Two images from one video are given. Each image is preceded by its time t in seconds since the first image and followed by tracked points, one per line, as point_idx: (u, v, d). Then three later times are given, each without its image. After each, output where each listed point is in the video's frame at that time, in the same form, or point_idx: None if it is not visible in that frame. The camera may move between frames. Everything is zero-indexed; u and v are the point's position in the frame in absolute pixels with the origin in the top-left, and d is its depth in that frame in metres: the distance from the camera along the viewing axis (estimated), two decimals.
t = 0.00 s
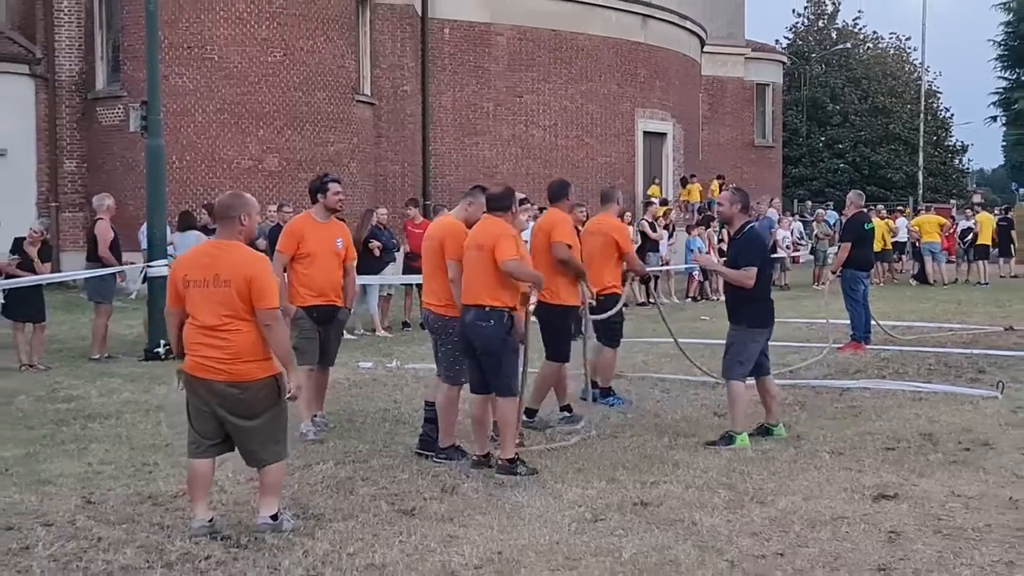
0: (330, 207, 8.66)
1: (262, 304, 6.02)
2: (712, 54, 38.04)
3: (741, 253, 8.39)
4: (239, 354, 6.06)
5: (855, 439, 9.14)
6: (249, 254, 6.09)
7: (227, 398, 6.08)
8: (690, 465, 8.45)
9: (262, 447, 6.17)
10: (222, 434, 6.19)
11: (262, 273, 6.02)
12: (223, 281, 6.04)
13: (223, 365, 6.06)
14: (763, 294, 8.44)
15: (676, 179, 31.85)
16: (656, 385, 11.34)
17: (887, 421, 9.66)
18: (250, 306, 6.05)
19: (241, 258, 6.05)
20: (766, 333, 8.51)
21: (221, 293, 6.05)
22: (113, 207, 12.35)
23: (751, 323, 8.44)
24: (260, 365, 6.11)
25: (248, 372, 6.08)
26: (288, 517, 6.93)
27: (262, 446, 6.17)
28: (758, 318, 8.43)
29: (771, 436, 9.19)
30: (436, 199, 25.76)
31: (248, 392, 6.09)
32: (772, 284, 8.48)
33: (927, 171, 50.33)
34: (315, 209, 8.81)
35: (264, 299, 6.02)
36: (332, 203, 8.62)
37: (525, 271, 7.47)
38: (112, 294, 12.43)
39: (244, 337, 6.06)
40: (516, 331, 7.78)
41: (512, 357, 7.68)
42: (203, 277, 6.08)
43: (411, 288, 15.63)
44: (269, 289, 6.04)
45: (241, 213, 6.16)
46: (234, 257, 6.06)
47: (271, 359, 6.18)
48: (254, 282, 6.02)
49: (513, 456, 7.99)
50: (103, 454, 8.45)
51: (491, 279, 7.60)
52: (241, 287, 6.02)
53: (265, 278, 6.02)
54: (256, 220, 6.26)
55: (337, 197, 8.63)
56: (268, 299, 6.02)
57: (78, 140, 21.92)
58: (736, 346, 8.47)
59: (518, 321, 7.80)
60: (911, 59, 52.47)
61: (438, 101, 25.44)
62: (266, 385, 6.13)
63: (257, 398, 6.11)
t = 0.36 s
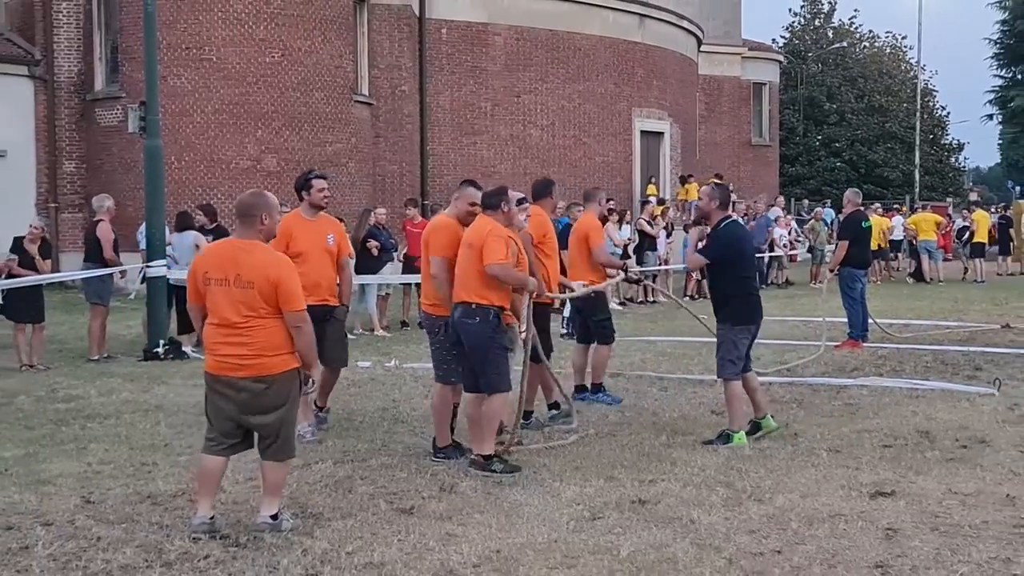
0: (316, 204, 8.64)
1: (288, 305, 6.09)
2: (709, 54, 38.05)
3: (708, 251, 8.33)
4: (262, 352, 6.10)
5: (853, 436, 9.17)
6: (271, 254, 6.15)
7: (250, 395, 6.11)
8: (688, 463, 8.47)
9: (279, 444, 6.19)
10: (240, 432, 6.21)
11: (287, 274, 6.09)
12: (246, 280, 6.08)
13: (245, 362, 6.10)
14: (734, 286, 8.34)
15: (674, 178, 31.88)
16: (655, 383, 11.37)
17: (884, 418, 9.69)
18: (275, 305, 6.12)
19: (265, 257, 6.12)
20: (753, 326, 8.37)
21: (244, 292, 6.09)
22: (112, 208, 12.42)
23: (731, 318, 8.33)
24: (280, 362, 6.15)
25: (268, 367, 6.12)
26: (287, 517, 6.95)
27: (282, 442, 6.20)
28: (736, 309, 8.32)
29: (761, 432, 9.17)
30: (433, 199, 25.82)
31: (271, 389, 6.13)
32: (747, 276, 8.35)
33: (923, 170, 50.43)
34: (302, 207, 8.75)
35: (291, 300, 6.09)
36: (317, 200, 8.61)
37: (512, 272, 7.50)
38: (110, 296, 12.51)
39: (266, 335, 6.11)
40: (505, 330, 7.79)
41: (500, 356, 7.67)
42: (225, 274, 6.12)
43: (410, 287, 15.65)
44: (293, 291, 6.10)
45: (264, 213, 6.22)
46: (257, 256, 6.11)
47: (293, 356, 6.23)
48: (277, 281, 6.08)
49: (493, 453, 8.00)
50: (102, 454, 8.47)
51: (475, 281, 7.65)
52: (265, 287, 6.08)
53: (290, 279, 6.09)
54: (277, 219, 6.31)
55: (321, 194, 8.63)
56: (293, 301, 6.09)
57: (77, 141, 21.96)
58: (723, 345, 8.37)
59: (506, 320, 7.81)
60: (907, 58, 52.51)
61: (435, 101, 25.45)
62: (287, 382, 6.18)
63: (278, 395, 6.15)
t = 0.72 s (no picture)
0: (313, 206, 8.54)
1: (298, 309, 6.09)
2: (704, 56, 38.06)
3: (691, 256, 8.33)
4: (268, 354, 6.09)
5: (847, 438, 9.18)
6: (283, 258, 6.13)
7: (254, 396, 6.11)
8: (683, 465, 8.47)
9: (278, 447, 6.17)
10: (243, 433, 6.21)
11: (298, 278, 6.09)
12: (256, 282, 6.08)
13: (251, 364, 6.09)
14: (723, 287, 8.34)
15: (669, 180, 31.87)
16: (649, 386, 11.36)
17: (879, 420, 9.71)
18: (285, 308, 6.12)
19: (277, 261, 6.11)
20: (745, 326, 8.37)
21: (253, 295, 6.08)
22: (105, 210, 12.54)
23: (723, 321, 8.33)
24: (285, 363, 6.15)
25: (272, 370, 6.11)
26: (283, 520, 6.94)
27: (287, 443, 6.19)
28: (729, 310, 8.32)
29: (759, 437, 9.13)
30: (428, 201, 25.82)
31: (275, 392, 6.12)
32: (734, 276, 8.35)
33: (918, 171, 50.53)
34: (298, 209, 8.64)
35: (301, 305, 6.09)
36: (313, 202, 8.53)
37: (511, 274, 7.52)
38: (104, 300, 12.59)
39: (274, 336, 6.11)
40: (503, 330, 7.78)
41: (494, 359, 7.69)
42: (235, 275, 6.12)
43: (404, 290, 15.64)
44: (304, 295, 6.10)
45: (276, 216, 6.21)
46: (269, 259, 6.11)
47: (298, 359, 6.22)
48: (286, 284, 6.07)
49: (480, 456, 8.00)
50: (97, 457, 8.46)
51: (474, 282, 7.63)
52: (275, 291, 6.08)
53: (301, 283, 6.09)
54: (290, 222, 6.30)
55: (319, 195, 8.53)
56: (304, 304, 6.09)
57: (71, 143, 21.93)
58: (718, 349, 8.38)
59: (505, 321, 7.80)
60: (901, 60, 52.53)
61: (430, 103, 25.47)
62: (291, 386, 6.17)
63: (282, 398, 6.14)
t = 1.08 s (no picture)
0: (317, 205, 8.45)
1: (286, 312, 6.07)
2: (697, 58, 38.10)
3: (697, 257, 8.31)
4: (257, 357, 6.08)
5: (839, 440, 9.19)
6: (275, 260, 6.12)
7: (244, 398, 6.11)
8: (675, 467, 8.47)
9: (267, 450, 6.16)
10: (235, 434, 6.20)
11: (287, 281, 6.07)
12: (247, 283, 6.07)
13: (241, 366, 6.09)
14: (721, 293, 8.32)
15: (662, 181, 31.89)
16: (641, 388, 11.37)
17: (871, 422, 9.72)
18: (274, 311, 6.10)
19: (268, 263, 6.10)
20: (738, 334, 8.39)
21: (245, 296, 6.08)
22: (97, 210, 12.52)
23: (715, 325, 8.35)
24: (275, 366, 6.13)
25: (262, 373, 6.10)
26: (275, 522, 6.93)
27: (276, 446, 6.16)
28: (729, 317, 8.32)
29: (753, 449, 8.89)
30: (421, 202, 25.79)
31: (265, 395, 6.11)
32: (736, 283, 8.32)
33: (910, 173, 50.69)
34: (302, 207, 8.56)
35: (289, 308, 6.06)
36: (321, 201, 8.44)
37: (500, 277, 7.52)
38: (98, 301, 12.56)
39: (263, 338, 6.09)
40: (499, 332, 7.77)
41: (491, 361, 7.65)
42: (228, 275, 6.12)
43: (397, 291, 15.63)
44: (293, 298, 6.07)
45: (273, 219, 6.22)
46: (261, 261, 6.10)
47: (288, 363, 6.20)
48: (277, 287, 6.06)
49: (473, 457, 8.00)
50: (87, 458, 8.44)
51: (468, 283, 7.62)
52: (265, 293, 6.07)
53: (289, 286, 6.06)
54: (289, 226, 6.30)
55: (326, 194, 8.42)
56: (291, 307, 6.05)
57: (63, 144, 21.87)
58: (707, 350, 8.35)
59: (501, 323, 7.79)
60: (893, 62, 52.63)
61: (423, 104, 25.45)
62: (280, 388, 6.15)
63: (271, 400, 6.12)
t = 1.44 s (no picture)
0: (294, 204, 8.29)
1: (263, 310, 6.04)
2: (681, 57, 38.17)
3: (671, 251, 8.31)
4: (236, 355, 6.08)
5: (825, 438, 9.22)
6: (253, 259, 6.11)
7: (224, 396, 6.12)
8: (661, 465, 8.48)
9: (248, 448, 6.15)
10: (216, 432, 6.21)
11: (264, 279, 6.04)
12: (225, 281, 6.07)
13: (220, 364, 6.09)
14: (702, 294, 8.31)
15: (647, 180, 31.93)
16: (626, 387, 11.38)
17: (856, 420, 9.76)
18: (251, 309, 6.08)
19: (246, 261, 6.09)
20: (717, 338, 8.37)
21: (223, 294, 6.08)
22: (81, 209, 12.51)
23: (694, 326, 8.30)
24: (254, 365, 6.11)
25: (241, 371, 6.09)
26: (261, 522, 6.91)
27: (256, 445, 6.15)
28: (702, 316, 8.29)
29: (739, 448, 8.90)
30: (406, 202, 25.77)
31: (245, 393, 6.11)
32: (709, 281, 8.31)
33: (894, 173, 50.90)
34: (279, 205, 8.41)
35: (266, 307, 6.04)
36: (296, 201, 8.28)
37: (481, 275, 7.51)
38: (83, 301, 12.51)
39: (240, 337, 6.09)
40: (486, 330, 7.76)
41: (476, 358, 7.64)
42: (208, 273, 6.12)
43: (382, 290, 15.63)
44: (268, 297, 6.05)
45: (262, 219, 6.21)
46: (239, 259, 6.09)
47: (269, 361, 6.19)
48: (254, 285, 6.04)
49: (457, 457, 8.00)
50: (72, 459, 8.40)
51: (451, 284, 7.63)
52: (241, 291, 6.05)
53: (266, 284, 6.04)
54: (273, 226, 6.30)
55: (302, 193, 8.26)
56: (267, 306, 6.03)
57: (46, 144, 21.78)
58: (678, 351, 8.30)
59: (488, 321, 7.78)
60: (877, 61, 52.82)
61: (408, 104, 25.45)
62: (260, 387, 6.14)
63: (251, 398, 6.12)
